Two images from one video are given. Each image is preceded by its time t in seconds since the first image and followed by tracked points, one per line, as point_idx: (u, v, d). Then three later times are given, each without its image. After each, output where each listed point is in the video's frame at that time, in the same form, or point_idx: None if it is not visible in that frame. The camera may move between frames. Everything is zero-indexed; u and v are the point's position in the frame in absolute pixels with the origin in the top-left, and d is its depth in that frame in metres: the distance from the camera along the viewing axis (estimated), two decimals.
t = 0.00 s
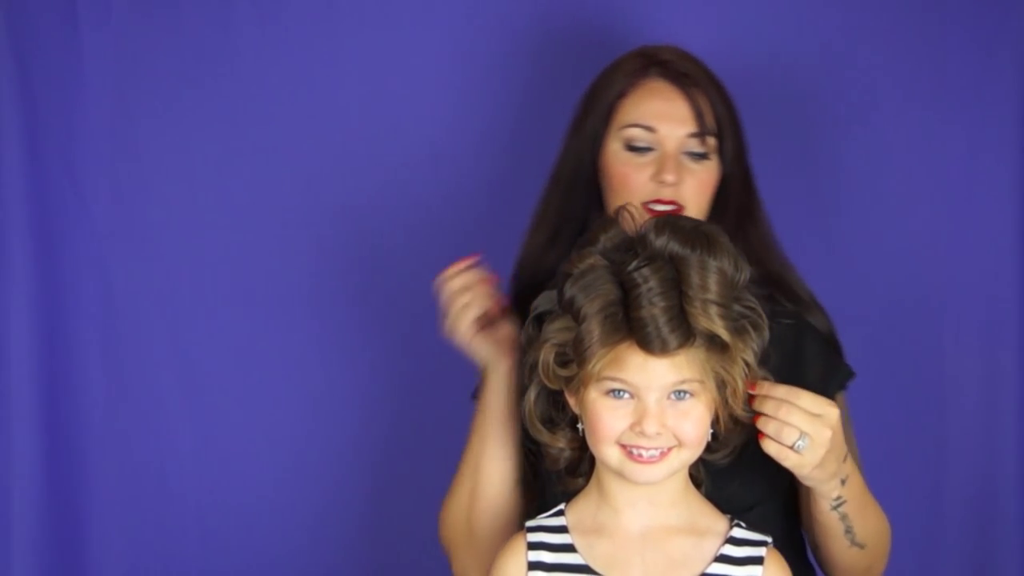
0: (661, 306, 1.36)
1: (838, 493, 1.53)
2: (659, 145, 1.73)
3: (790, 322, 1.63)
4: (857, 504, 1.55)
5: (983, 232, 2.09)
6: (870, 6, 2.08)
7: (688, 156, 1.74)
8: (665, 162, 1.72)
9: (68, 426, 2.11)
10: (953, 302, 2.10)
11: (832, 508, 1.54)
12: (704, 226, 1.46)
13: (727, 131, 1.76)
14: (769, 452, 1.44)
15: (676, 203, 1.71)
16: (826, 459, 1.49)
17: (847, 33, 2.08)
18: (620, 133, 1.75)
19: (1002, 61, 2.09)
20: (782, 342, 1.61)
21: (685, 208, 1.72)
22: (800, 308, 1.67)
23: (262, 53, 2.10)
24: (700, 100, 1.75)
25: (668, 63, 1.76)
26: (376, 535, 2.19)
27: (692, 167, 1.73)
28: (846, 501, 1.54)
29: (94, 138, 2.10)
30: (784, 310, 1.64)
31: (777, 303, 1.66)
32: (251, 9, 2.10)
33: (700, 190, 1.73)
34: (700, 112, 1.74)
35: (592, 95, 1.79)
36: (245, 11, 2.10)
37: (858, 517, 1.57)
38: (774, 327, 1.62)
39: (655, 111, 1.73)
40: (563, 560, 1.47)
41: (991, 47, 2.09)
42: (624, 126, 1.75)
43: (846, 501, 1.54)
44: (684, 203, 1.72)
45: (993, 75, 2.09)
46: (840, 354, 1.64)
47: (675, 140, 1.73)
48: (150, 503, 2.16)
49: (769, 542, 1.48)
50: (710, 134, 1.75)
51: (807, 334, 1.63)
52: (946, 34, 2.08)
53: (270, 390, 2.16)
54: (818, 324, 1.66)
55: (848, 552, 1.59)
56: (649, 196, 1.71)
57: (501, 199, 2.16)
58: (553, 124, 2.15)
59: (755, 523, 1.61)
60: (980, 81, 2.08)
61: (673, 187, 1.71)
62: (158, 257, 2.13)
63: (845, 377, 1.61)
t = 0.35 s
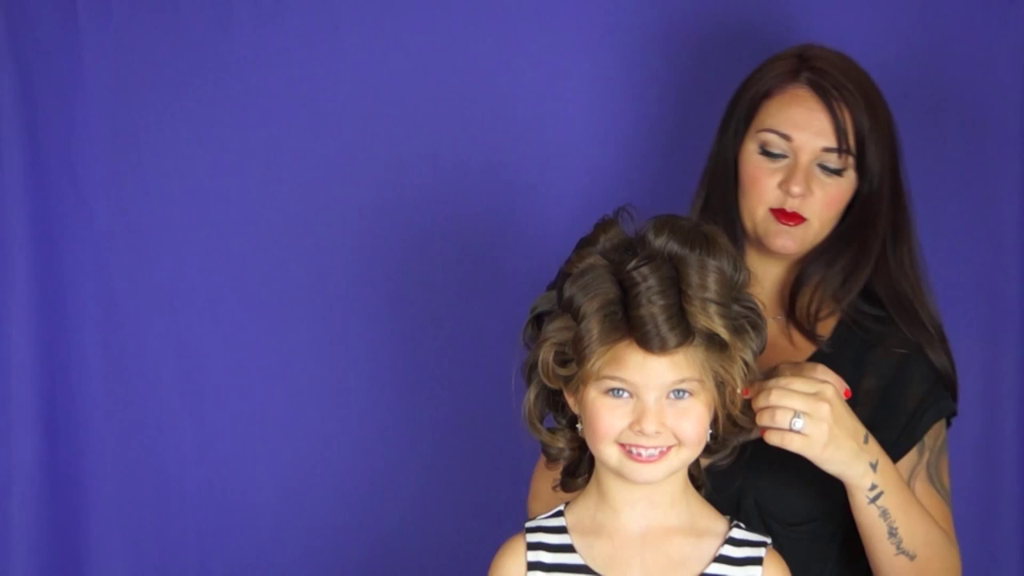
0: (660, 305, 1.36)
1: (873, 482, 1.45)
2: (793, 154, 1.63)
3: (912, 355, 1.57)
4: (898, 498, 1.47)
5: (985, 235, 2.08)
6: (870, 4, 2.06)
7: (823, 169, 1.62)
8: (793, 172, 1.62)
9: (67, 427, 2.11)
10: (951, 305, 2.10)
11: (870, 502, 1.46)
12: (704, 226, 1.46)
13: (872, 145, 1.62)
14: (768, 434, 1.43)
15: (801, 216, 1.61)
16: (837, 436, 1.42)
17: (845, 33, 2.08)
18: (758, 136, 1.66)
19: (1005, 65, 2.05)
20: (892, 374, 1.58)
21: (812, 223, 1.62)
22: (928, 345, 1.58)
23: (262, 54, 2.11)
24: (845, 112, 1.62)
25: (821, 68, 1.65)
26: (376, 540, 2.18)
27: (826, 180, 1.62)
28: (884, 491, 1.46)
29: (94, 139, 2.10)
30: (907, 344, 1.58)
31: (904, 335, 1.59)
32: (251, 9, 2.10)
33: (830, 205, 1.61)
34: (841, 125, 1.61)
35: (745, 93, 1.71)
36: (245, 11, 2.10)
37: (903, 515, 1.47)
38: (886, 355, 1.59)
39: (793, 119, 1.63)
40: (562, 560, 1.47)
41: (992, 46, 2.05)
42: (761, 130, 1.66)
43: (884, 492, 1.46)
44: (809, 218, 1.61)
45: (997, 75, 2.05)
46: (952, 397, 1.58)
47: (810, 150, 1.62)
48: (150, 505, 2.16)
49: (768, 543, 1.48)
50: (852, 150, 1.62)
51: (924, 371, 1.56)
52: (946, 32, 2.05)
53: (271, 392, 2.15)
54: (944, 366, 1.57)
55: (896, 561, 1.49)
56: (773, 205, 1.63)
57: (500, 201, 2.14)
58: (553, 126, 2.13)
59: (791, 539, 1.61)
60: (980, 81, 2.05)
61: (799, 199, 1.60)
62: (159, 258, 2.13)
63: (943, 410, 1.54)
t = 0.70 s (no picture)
0: (661, 306, 1.36)
1: (862, 493, 1.44)
2: (850, 156, 1.62)
3: (972, 377, 1.58)
4: (891, 514, 1.45)
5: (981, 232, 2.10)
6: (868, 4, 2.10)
7: (880, 173, 1.60)
8: (848, 175, 1.61)
9: (69, 427, 2.11)
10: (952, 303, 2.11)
11: (859, 514, 1.46)
12: (706, 226, 1.46)
13: (935, 154, 1.59)
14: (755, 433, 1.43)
15: (851, 220, 1.60)
16: (823, 442, 1.42)
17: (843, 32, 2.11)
18: (817, 136, 1.66)
19: (1003, 65, 2.07)
20: (940, 395, 1.57)
21: (863, 227, 1.60)
22: (987, 370, 1.58)
23: (262, 54, 2.11)
24: (907, 116, 1.60)
25: (887, 71, 1.63)
26: (377, 540, 2.18)
27: (882, 186, 1.60)
28: (874, 504, 1.45)
29: (94, 140, 2.10)
30: (963, 370, 1.58)
31: (963, 362, 1.59)
32: (251, 9, 2.11)
33: (884, 212, 1.60)
34: (900, 130, 1.59)
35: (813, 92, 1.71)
36: (245, 11, 2.11)
37: (895, 531, 1.46)
38: (938, 372, 1.58)
39: (852, 121, 1.62)
40: (565, 560, 1.47)
41: (992, 47, 2.07)
42: (820, 130, 1.65)
43: (874, 505, 1.45)
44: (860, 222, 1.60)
45: (992, 74, 2.07)
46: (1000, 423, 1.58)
47: (867, 153, 1.61)
48: (151, 505, 2.16)
49: (771, 543, 1.48)
50: (912, 156, 1.60)
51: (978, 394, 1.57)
52: (946, 32, 2.08)
53: (272, 392, 2.15)
54: (1000, 391, 1.58)
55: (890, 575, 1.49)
56: (825, 207, 1.62)
57: (501, 201, 2.14)
58: (553, 126, 2.13)
59: (812, 547, 1.61)
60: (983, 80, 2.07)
61: (850, 203, 1.60)
62: (159, 258, 2.13)
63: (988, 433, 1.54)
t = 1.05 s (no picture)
0: (661, 306, 1.36)
1: (861, 487, 1.44)
2: (867, 161, 1.62)
3: (987, 385, 1.57)
4: (889, 511, 1.45)
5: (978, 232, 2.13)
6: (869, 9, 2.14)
7: (897, 179, 1.60)
8: (865, 180, 1.61)
9: (69, 428, 2.11)
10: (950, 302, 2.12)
11: (858, 509, 1.45)
12: (705, 225, 1.46)
13: (952, 158, 1.59)
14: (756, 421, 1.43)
15: (868, 225, 1.61)
16: (824, 432, 1.41)
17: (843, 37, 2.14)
18: (836, 141, 1.67)
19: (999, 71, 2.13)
20: (954, 400, 1.57)
21: (879, 233, 1.60)
22: (1003, 378, 1.58)
23: (263, 55, 2.10)
24: (925, 122, 1.60)
25: (907, 75, 1.63)
26: (378, 540, 2.18)
27: (899, 191, 1.60)
28: (873, 500, 1.44)
29: (94, 140, 2.10)
30: (980, 378, 1.58)
31: (981, 370, 1.58)
32: (251, 9, 2.10)
33: (902, 217, 1.60)
34: (916, 135, 1.59)
35: (837, 97, 1.72)
36: (245, 11, 2.10)
37: (893, 530, 1.45)
38: (953, 378, 1.57)
39: (869, 126, 1.62)
40: (566, 560, 1.47)
41: (987, 54, 2.13)
42: (840, 134, 1.66)
43: (873, 500, 1.44)
44: (876, 227, 1.60)
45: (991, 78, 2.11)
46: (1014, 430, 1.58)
47: (884, 158, 1.61)
48: (150, 505, 2.16)
49: (773, 543, 1.48)
50: (930, 162, 1.59)
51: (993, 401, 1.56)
52: (945, 39, 2.14)
53: (273, 392, 2.15)
54: (1016, 398, 1.57)
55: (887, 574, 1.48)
56: (842, 212, 1.63)
57: (501, 202, 2.14)
58: (553, 126, 2.14)
59: (813, 545, 1.61)
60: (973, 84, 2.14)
61: (866, 208, 1.60)
62: (159, 259, 2.13)
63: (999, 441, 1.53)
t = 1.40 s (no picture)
0: (659, 307, 1.36)
1: (848, 494, 1.44)
2: (862, 157, 1.62)
3: (988, 383, 1.56)
4: (878, 517, 1.45)
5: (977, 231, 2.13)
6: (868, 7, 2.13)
7: (892, 173, 1.60)
8: (859, 176, 1.61)
9: (68, 428, 2.10)
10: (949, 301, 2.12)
11: (845, 514, 1.45)
12: (703, 225, 1.45)
13: (946, 151, 1.59)
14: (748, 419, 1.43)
15: (865, 221, 1.61)
16: (818, 437, 1.42)
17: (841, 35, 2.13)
18: (829, 138, 1.67)
19: (997, 70, 2.13)
20: (954, 399, 1.56)
21: (876, 229, 1.60)
22: (1004, 379, 1.57)
23: (262, 54, 2.10)
24: (916, 115, 1.60)
25: (898, 70, 1.64)
26: (377, 540, 2.17)
27: (894, 185, 1.60)
28: (860, 506, 1.45)
29: (93, 138, 2.09)
30: (981, 377, 1.57)
31: (981, 369, 1.57)
32: (251, 9, 2.10)
33: (898, 212, 1.60)
34: (908, 128, 1.59)
35: (829, 95, 1.72)
36: (245, 11, 2.10)
37: (881, 536, 1.46)
38: (953, 374, 1.57)
39: (862, 121, 1.62)
40: (562, 560, 1.47)
41: (986, 53, 2.13)
42: (833, 132, 1.66)
43: (860, 507, 1.45)
44: (873, 222, 1.60)
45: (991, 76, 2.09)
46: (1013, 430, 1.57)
47: (878, 153, 1.61)
48: (149, 504, 2.15)
49: (770, 543, 1.48)
50: (923, 155, 1.59)
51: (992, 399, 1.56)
52: (944, 38, 2.13)
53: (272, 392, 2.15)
54: (1016, 396, 1.56)
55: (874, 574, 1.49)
56: (838, 209, 1.63)
57: (500, 201, 2.14)
58: (552, 125, 2.13)
59: (809, 544, 1.60)
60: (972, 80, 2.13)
61: (862, 203, 1.60)
62: (159, 259, 2.12)
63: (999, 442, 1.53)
